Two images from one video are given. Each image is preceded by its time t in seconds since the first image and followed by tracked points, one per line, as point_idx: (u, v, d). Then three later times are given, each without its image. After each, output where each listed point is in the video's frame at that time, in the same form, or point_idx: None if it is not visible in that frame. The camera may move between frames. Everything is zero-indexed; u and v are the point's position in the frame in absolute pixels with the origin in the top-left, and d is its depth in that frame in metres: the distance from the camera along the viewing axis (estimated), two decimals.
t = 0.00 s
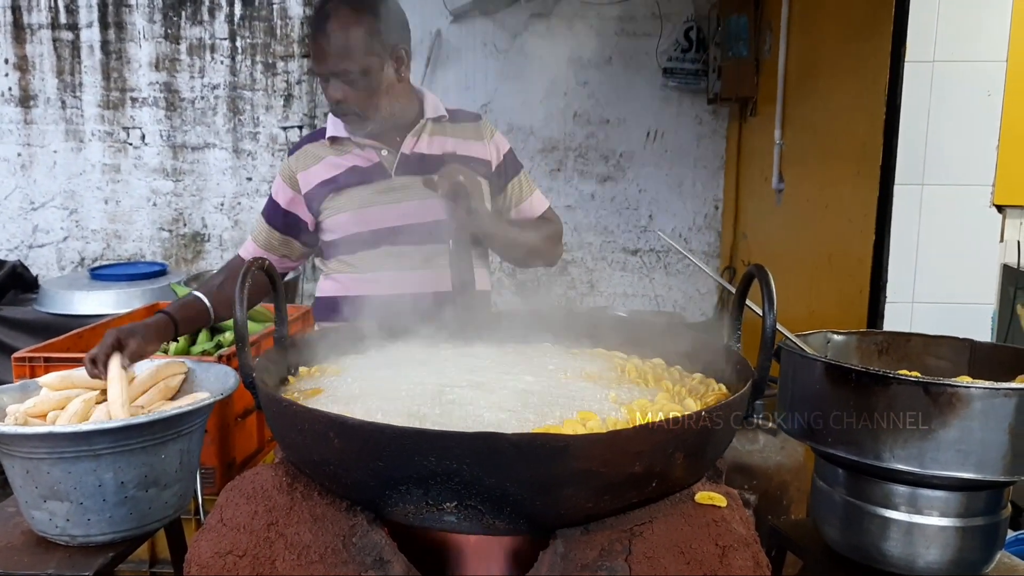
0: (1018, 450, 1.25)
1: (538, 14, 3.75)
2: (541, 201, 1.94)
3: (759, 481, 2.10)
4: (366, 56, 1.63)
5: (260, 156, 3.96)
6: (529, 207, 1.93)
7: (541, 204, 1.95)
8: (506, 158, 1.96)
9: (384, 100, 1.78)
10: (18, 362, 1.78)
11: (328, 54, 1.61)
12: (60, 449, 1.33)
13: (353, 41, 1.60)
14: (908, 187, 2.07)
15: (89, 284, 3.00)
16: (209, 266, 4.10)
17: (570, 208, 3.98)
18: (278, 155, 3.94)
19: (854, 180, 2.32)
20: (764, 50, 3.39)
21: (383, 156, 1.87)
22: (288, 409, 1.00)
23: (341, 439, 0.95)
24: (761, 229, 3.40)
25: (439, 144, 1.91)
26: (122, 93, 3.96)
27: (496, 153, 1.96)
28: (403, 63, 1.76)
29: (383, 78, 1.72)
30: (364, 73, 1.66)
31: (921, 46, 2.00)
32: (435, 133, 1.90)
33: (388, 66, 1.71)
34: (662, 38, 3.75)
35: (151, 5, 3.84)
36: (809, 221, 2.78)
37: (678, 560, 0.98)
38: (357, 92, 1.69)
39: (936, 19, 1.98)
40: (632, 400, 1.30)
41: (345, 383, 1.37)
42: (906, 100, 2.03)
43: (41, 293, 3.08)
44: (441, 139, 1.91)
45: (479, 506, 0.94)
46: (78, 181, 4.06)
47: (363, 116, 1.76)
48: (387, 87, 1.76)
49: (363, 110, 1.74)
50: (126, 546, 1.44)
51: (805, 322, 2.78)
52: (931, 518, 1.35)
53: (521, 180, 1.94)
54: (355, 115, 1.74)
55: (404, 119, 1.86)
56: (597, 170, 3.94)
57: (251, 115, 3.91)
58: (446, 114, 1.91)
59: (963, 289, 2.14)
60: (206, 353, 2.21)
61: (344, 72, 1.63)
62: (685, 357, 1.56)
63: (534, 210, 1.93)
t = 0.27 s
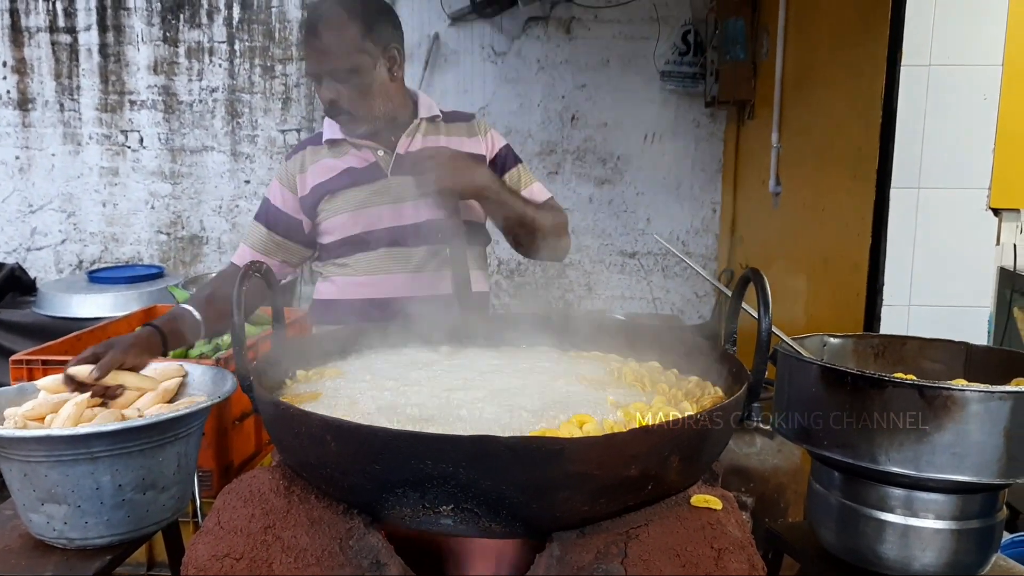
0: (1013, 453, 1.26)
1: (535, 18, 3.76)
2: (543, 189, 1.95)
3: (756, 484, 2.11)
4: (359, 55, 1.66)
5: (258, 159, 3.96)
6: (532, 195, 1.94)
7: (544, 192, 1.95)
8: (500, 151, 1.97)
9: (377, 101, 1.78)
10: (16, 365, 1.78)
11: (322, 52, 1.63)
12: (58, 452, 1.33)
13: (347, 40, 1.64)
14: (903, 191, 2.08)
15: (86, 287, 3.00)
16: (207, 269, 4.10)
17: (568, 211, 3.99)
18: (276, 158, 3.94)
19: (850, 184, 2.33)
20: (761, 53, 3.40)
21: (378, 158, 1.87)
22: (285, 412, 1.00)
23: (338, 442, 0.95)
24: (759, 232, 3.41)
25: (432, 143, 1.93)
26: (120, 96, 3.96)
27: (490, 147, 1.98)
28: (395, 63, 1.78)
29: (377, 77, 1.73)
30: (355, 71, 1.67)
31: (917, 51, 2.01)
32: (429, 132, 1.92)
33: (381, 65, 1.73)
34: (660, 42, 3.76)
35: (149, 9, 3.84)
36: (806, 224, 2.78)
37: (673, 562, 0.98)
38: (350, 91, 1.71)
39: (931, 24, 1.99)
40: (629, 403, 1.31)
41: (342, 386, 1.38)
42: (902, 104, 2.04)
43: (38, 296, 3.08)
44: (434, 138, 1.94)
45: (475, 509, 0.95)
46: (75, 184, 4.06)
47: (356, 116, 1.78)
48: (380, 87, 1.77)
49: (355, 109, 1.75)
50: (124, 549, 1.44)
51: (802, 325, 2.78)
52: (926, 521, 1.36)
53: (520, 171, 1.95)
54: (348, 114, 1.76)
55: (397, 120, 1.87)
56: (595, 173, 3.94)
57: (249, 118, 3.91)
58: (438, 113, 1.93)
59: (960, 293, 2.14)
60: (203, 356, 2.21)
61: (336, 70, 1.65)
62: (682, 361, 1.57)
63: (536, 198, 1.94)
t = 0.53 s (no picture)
0: (1009, 451, 1.26)
1: (533, 18, 3.76)
2: (526, 197, 1.92)
3: (754, 483, 2.11)
4: (352, 53, 1.63)
5: (256, 160, 3.96)
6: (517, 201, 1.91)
7: (528, 200, 1.92)
8: (486, 153, 1.95)
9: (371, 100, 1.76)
10: (14, 365, 1.78)
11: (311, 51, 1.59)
12: (56, 451, 1.33)
13: (338, 40, 1.61)
14: (901, 190, 2.08)
15: (85, 288, 3.00)
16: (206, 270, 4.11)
17: (566, 211, 3.99)
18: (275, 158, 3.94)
19: (848, 184, 2.33)
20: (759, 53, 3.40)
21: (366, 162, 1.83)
22: (282, 411, 1.00)
23: (334, 441, 0.95)
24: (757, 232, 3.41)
25: (420, 144, 1.89)
26: (118, 97, 3.97)
27: (477, 149, 1.96)
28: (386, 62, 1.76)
29: (369, 76, 1.71)
30: (348, 69, 1.65)
31: (914, 51, 2.01)
32: (417, 134, 1.89)
33: (372, 64, 1.71)
34: (658, 42, 3.77)
35: (147, 10, 3.84)
36: (803, 224, 2.79)
37: (669, 561, 0.99)
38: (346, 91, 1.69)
39: (928, 24, 2.00)
40: (626, 402, 1.31)
41: (339, 385, 1.38)
42: (899, 104, 2.04)
43: (37, 296, 3.08)
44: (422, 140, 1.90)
45: (471, 508, 0.95)
46: (74, 185, 4.06)
47: (345, 114, 1.73)
48: (369, 86, 1.74)
49: (352, 108, 1.72)
50: (121, 549, 1.44)
51: (800, 325, 2.78)
52: (923, 520, 1.36)
53: (504, 175, 1.93)
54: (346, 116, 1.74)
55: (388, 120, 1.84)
56: (593, 173, 3.95)
57: (247, 119, 3.91)
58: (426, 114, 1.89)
59: (957, 292, 2.15)
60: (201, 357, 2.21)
61: (328, 66, 1.62)
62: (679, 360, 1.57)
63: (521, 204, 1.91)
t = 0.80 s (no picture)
0: (1006, 448, 1.26)
1: (532, 16, 3.76)
2: (527, 188, 1.94)
3: (754, 481, 2.12)
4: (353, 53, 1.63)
5: (255, 159, 3.96)
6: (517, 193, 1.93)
7: (530, 189, 1.95)
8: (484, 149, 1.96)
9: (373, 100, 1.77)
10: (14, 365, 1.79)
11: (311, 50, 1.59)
12: (55, 450, 1.34)
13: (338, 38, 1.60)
14: (900, 188, 2.08)
15: (84, 287, 3.00)
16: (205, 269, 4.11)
17: (565, 209, 4.00)
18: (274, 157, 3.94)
19: (847, 181, 2.33)
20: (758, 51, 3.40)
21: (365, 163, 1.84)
22: (281, 409, 1.00)
23: (333, 438, 0.95)
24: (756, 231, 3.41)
25: (418, 144, 1.90)
26: (118, 96, 3.97)
27: (475, 145, 1.97)
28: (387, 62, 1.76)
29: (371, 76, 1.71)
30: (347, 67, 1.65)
31: (912, 48, 2.02)
32: (416, 134, 1.89)
33: (373, 64, 1.70)
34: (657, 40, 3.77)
35: (146, 9, 3.84)
36: (803, 222, 2.79)
37: (668, 557, 0.99)
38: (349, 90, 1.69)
39: (927, 22, 2.00)
40: (625, 400, 1.31)
41: (339, 383, 1.38)
42: (897, 102, 2.05)
43: (37, 296, 3.08)
44: (421, 139, 1.91)
45: (470, 505, 0.95)
46: (73, 185, 4.06)
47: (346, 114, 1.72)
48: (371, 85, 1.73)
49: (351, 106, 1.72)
50: (121, 547, 1.44)
51: (800, 323, 2.79)
52: (922, 516, 1.36)
53: (503, 169, 1.95)
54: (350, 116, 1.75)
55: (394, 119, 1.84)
56: (592, 172, 3.95)
57: (247, 118, 3.91)
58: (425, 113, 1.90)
59: (956, 289, 2.15)
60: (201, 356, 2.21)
61: (329, 67, 1.61)
62: (678, 357, 1.57)
63: (521, 196, 1.93)
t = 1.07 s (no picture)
0: (1003, 447, 1.27)
1: (530, 18, 3.77)
2: (513, 178, 1.95)
3: (753, 481, 2.12)
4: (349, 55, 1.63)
5: (255, 161, 3.97)
6: (505, 186, 1.94)
7: (517, 180, 1.95)
8: (469, 143, 1.95)
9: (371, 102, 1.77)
10: (13, 367, 1.79)
11: (304, 55, 1.59)
12: (55, 452, 1.34)
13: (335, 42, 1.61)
14: (898, 188, 2.09)
15: (84, 289, 3.01)
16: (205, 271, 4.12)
17: (564, 210, 4.00)
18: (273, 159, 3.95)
19: (845, 182, 2.33)
20: (756, 52, 3.41)
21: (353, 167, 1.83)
22: (280, 411, 1.01)
23: (332, 440, 0.96)
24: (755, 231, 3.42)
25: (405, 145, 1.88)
26: (117, 99, 3.97)
27: (458, 141, 1.95)
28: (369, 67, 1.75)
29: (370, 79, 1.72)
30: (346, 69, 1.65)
31: (909, 49, 2.02)
32: (399, 134, 1.87)
33: (355, 69, 1.68)
34: (655, 41, 3.78)
35: (145, 11, 3.85)
36: (801, 222, 2.79)
37: (665, 557, 0.99)
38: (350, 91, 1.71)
39: (924, 23, 2.00)
40: (622, 400, 1.31)
41: (337, 384, 1.39)
42: (895, 103, 2.05)
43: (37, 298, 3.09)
44: (405, 140, 1.89)
45: (468, 505, 0.96)
46: (73, 187, 4.06)
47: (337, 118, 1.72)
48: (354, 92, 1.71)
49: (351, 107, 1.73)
50: (121, 548, 1.45)
51: (798, 323, 2.79)
52: (919, 516, 1.37)
53: (488, 162, 1.94)
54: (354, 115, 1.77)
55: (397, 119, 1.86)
56: (591, 173, 3.95)
57: (246, 120, 3.92)
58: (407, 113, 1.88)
59: (955, 289, 2.15)
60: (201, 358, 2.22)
61: (328, 69, 1.62)
62: (675, 358, 1.57)
63: (509, 188, 1.94)
